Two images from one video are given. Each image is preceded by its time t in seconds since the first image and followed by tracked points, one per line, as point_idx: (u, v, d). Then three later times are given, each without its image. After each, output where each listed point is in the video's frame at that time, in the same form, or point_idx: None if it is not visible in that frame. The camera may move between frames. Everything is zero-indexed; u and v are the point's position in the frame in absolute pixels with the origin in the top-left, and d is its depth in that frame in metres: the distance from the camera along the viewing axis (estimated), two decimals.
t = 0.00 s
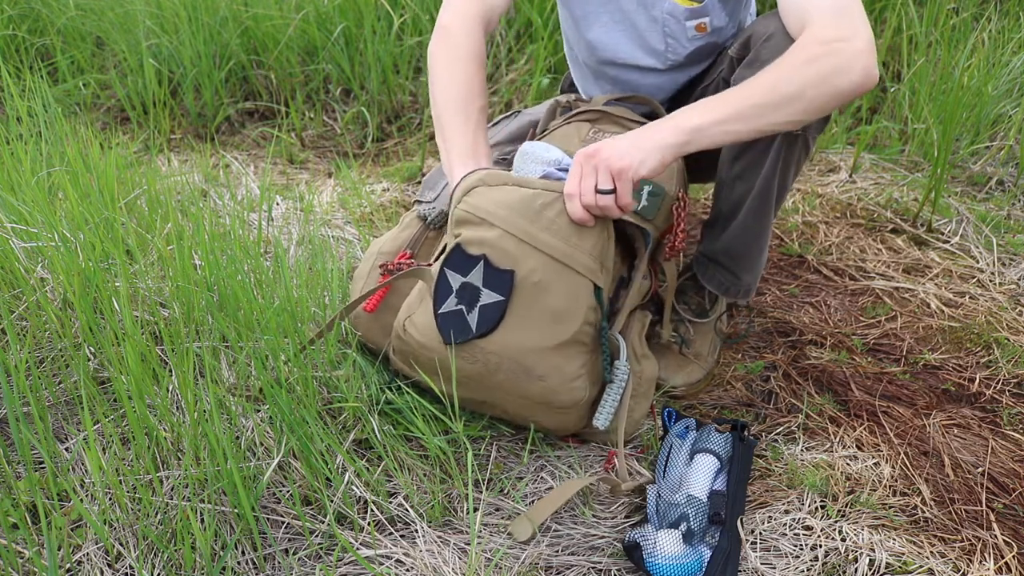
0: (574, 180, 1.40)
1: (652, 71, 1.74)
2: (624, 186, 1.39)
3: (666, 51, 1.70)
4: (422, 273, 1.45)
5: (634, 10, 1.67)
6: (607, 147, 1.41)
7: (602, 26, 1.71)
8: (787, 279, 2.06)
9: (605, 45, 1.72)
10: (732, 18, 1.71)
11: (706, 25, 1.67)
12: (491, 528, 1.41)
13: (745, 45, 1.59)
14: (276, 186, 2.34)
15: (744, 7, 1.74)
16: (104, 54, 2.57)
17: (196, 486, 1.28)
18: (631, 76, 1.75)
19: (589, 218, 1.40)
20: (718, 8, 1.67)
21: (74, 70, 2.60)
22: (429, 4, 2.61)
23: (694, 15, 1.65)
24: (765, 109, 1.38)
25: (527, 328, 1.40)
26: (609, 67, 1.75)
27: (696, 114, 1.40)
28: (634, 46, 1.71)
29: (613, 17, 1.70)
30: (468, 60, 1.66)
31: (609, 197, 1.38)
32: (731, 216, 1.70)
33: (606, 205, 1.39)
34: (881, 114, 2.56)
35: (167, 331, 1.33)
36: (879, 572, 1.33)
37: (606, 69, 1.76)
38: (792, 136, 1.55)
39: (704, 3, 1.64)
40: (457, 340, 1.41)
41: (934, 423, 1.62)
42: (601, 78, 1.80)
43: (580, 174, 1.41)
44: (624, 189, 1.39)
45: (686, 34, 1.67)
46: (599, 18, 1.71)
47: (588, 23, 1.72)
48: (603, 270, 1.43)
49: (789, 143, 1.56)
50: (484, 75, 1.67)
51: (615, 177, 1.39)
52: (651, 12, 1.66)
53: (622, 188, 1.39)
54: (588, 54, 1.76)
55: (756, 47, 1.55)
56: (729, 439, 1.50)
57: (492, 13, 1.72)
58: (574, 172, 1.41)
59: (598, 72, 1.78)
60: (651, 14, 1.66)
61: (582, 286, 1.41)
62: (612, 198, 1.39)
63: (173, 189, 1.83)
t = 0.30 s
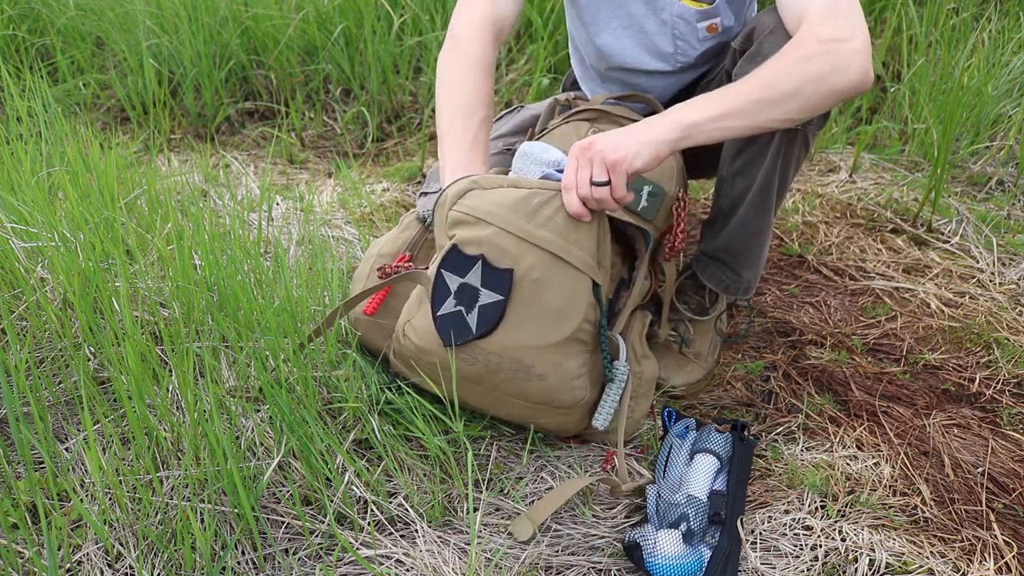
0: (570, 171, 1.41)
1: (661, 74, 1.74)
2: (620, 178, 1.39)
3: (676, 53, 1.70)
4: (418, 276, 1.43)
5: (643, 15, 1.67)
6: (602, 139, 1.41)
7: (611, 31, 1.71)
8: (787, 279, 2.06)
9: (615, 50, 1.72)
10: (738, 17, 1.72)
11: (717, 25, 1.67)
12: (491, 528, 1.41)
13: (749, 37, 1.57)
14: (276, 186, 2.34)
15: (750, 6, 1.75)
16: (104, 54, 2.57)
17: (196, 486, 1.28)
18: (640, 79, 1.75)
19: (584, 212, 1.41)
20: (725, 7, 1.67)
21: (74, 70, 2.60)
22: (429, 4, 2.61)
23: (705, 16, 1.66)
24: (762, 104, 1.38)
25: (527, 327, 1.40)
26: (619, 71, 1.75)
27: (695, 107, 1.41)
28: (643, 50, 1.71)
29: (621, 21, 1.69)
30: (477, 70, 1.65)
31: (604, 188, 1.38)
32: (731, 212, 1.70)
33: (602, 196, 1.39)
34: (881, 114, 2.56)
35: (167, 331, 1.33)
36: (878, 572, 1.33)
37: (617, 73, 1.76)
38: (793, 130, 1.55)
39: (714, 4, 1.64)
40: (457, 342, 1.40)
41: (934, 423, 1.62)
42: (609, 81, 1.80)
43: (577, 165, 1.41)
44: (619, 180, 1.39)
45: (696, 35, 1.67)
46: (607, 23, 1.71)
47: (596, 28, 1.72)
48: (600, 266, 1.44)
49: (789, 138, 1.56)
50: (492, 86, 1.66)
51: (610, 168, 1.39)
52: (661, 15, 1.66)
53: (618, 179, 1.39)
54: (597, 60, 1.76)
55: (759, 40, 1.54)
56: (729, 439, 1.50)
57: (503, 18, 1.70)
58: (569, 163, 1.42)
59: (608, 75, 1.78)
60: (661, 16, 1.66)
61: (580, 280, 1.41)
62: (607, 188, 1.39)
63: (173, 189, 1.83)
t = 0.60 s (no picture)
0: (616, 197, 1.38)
1: (665, 71, 1.75)
2: (667, 199, 1.37)
3: (679, 52, 1.70)
4: (429, 265, 1.45)
5: (647, 15, 1.67)
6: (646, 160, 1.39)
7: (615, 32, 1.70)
8: (787, 280, 2.06)
9: (619, 50, 1.72)
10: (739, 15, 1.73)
11: (719, 23, 1.68)
12: (491, 528, 1.41)
13: (749, 34, 1.58)
14: (276, 186, 2.34)
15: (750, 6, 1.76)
16: (104, 54, 2.57)
17: (196, 486, 1.28)
18: (644, 78, 1.76)
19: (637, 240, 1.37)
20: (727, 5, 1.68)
21: (74, 70, 2.60)
22: (429, 4, 2.61)
23: (707, 15, 1.66)
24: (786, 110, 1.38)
25: (532, 325, 1.41)
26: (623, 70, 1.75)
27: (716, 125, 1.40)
28: (648, 52, 1.71)
29: (625, 24, 1.69)
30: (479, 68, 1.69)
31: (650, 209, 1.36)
32: (730, 210, 1.70)
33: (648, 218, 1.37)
34: (881, 114, 2.56)
35: (167, 331, 1.33)
36: (879, 572, 1.33)
37: (621, 73, 1.76)
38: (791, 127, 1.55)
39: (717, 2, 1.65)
40: (461, 331, 1.41)
41: (934, 423, 1.62)
42: (613, 81, 1.80)
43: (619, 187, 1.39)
44: (666, 201, 1.37)
45: (700, 34, 1.68)
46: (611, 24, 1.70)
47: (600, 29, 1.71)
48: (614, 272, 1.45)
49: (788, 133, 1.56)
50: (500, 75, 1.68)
51: (658, 189, 1.37)
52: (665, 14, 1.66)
53: (665, 200, 1.37)
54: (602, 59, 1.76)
55: (759, 36, 1.54)
56: (729, 439, 1.50)
57: (492, 23, 1.76)
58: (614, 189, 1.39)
59: (611, 76, 1.78)
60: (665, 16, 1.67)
61: (590, 285, 1.43)
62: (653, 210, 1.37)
63: (173, 189, 1.83)
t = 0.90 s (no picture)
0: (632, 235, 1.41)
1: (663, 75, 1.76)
2: (690, 218, 1.39)
3: (675, 57, 1.71)
4: (430, 265, 1.46)
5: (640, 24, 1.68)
6: (648, 186, 1.40)
7: (611, 40, 1.72)
8: (787, 280, 2.06)
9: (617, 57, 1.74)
10: (737, 17, 1.70)
11: (711, 30, 1.66)
12: (491, 528, 1.41)
13: (760, 36, 1.58)
14: (276, 186, 2.34)
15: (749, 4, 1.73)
16: (104, 54, 2.57)
17: (196, 486, 1.28)
18: (642, 81, 1.77)
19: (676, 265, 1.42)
20: (721, 10, 1.66)
21: (74, 70, 2.60)
22: (429, 4, 2.61)
23: (698, 22, 1.65)
24: (787, 110, 1.38)
25: (533, 324, 1.41)
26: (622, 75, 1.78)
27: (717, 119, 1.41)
28: (642, 58, 1.72)
29: (621, 31, 1.71)
30: (506, 26, 1.73)
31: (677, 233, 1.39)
32: (733, 211, 1.68)
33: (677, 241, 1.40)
34: (881, 114, 2.56)
35: (167, 331, 1.33)
36: (879, 572, 1.33)
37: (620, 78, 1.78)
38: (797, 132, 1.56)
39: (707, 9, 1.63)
40: (462, 330, 1.41)
41: (934, 423, 1.62)
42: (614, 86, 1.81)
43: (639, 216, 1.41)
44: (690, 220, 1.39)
45: (692, 40, 1.67)
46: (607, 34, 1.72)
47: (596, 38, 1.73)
48: (619, 273, 1.44)
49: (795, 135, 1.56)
50: (538, 30, 1.72)
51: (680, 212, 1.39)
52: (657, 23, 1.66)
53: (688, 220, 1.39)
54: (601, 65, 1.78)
55: (769, 39, 1.53)
56: (729, 439, 1.50)
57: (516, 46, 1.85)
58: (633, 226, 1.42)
59: (611, 80, 1.80)
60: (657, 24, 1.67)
61: (593, 286, 1.43)
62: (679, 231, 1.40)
63: (173, 189, 1.83)
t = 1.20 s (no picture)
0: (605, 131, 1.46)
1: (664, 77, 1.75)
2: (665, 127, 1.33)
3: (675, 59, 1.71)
4: (430, 263, 1.46)
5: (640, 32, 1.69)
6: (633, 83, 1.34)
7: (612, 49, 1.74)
8: (787, 279, 2.06)
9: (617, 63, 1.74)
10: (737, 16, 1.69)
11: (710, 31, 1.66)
12: (491, 528, 1.41)
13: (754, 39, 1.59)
14: (276, 186, 2.34)
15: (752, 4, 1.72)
16: (104, 54, 2.57)
17: (196, 486, 1.28)
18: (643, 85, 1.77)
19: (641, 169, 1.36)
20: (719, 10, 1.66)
21: (74, 70, 2.60)
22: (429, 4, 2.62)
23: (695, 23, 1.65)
24: (774, 59, 1.37)
25: (533, 323, 1.41)
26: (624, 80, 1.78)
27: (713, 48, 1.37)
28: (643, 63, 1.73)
29: (622, 40, 1.72)
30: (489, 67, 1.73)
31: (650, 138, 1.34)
32: (733, 211, 1.69)
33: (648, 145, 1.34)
34: (881, 114, 2.56)
35: (167, 331, 1.33)
36: (879, 572, 1.33)
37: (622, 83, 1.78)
38: (794, 131, 1.54)
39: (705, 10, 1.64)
40: (462, 329, 1.41)
41: (934, 423, 1.62)
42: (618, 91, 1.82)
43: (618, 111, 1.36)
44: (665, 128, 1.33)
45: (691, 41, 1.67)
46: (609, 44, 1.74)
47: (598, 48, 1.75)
48: (619, 273, 1.44)
49: (791, 138, 1.55)
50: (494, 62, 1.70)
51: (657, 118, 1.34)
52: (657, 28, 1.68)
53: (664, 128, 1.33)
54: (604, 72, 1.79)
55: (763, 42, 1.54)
56: (729, 439, 1.50)
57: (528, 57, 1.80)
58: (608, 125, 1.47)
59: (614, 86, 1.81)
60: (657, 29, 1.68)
61: (593, 285, 1.43)
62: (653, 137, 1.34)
63: (172, 189, 1.83)
